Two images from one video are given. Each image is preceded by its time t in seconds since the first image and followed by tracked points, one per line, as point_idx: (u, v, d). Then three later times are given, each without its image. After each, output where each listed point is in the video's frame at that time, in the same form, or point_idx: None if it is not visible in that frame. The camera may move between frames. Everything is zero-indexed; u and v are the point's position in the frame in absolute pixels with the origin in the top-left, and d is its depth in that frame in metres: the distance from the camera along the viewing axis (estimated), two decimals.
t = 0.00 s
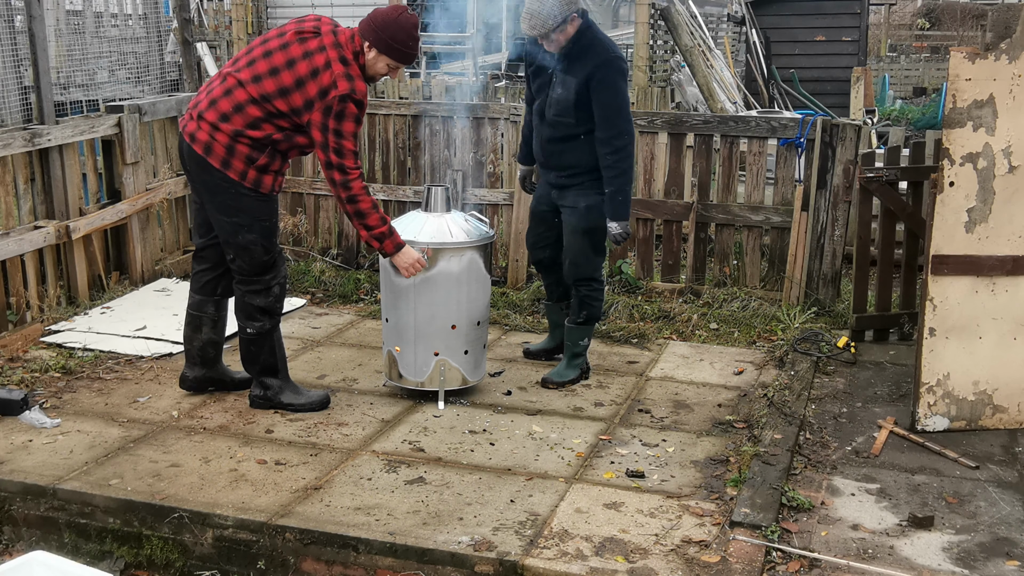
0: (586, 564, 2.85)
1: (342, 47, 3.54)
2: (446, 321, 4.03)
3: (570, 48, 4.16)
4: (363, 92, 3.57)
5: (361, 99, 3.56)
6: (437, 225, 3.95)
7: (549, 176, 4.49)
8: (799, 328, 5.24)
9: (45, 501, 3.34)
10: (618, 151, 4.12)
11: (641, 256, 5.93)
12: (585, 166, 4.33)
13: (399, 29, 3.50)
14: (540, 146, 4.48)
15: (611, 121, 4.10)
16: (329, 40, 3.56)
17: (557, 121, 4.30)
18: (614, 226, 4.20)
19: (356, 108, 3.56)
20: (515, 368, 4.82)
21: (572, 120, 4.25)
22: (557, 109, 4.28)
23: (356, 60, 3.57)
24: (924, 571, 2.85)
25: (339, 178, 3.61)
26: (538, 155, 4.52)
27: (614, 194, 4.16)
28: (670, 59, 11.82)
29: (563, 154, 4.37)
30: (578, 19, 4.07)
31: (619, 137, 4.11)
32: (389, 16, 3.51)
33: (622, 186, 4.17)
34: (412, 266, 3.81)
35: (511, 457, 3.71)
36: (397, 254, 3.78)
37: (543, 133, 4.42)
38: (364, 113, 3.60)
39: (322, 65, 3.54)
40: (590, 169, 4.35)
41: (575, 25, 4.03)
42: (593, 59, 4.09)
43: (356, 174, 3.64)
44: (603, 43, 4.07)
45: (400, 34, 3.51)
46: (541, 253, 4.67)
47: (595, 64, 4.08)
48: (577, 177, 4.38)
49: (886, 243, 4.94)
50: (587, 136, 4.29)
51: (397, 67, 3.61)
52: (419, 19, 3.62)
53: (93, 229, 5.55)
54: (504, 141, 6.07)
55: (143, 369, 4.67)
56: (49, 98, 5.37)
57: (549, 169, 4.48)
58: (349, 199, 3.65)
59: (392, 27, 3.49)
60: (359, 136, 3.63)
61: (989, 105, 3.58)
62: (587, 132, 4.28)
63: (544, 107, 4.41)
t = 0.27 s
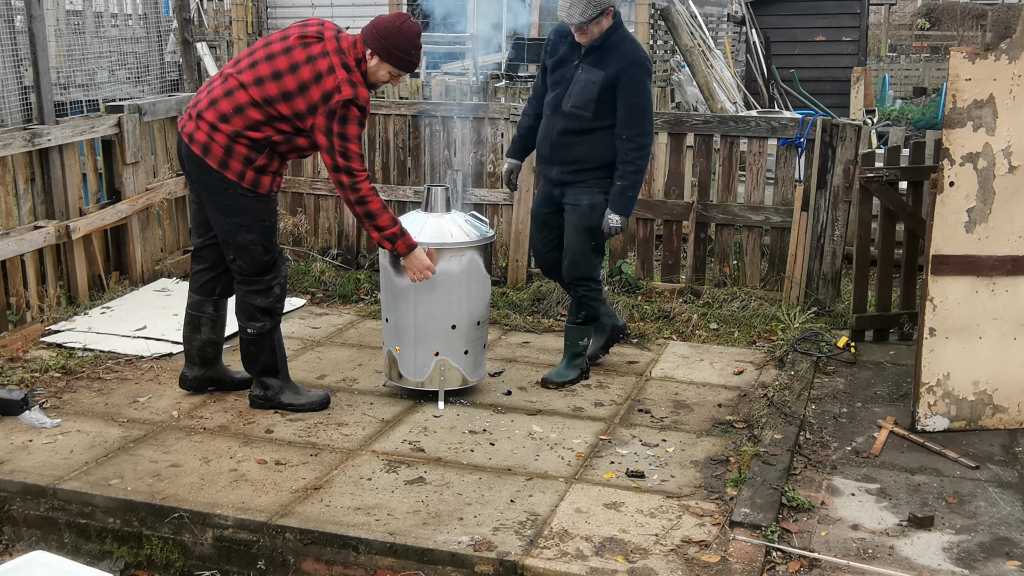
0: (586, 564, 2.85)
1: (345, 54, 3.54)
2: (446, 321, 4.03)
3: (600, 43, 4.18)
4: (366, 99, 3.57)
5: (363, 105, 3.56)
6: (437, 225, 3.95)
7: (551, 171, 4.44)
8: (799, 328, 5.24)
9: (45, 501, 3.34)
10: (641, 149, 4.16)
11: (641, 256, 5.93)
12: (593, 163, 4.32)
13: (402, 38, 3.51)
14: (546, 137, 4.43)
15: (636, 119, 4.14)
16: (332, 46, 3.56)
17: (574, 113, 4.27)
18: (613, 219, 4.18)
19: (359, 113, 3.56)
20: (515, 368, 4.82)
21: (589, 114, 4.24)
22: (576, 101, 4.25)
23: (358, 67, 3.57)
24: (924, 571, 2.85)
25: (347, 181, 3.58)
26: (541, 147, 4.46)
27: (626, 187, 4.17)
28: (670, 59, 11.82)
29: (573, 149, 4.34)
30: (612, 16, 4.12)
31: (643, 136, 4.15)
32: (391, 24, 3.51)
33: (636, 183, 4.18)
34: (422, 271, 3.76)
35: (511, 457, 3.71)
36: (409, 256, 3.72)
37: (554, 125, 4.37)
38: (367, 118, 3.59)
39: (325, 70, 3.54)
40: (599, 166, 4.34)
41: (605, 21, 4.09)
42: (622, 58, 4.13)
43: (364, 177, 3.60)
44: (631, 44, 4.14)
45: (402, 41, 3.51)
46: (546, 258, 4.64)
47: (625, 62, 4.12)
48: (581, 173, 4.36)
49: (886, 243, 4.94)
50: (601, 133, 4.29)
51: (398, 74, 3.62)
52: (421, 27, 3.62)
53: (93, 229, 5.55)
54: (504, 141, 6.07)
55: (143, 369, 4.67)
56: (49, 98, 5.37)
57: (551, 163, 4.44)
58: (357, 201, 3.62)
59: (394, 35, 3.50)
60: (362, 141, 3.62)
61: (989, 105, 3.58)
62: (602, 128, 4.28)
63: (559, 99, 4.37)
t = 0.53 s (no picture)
0: (586, 564, 2.85)
1: (342, 54, 3.54)
2: (445, 321, 4.03)
3: (621, 39, 4.20)
4: (364, 97, 3.57)
5: (360, 104, 3.55)
6: (437, 225, 3.95)
7: (569, 167, 4.43)
8: (799, 328, 5.24)
9: (45, 500, 3.34)
10: (663, 143, 4.18)
11: (641, 256, 5.93)
12: (613, 159, 4.32)
13: (399, 37, 3.50)
14: (564, 133, 4.41)
15: (660, 113, 4.16)
16: (329, 45, 3.55)
17: (595, 108, 4.27)
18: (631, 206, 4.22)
19: (357, 112, 3.55)
20: (515, 368, 4.82)
21: (612, 109, 4.25)
22: (598, 95, 4.25)
23: (356, 66, 3.56)
24: (924, 571, 2.85)
25: (346, 180, 3.57)
26: (558, 143, 4.45)
27: (645, 178, 4.20)
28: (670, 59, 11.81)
29: (592, 144, 4.34)
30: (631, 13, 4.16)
31: (664, 128, 4.18)
32: (388, 23, 3.50)
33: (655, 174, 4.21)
34: (426, 267, 3.74)
35: (511, 457, 3.71)
36: (412, 252, 3.71)
37: (573, 120, 4.37)
38: (365, 117, 3.58)
39: (322, 70, 3.53)
40: (618, 161, 4.33)
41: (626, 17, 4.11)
42: (644, 54, 4.16)
43: (362, 176, 3.60)
44: (651, 41, 4.18)
45: (398, 41, 3.50)
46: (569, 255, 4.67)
47: (648, 57, 4.15)
48: (600, 169, 4.36)
49: (886, 243, 4.94)
50: (622, 128, 4.29)
51: (396, 74, 3.60)
52: (418, 25, 3.61)
53: (93, 229, 5.55)
54: (504, 141, 6.07)
55: (144, 369, 4.67)
56: (49, 98, 5.37)
57: (569, 159, 4.43)
58: (355, 201, 3.61)
59: (391, 35, 3.49)
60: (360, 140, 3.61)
61: (989, 105, 3.58)
62: (623, 124, 4.29)
63: (579, 95, 4.37)
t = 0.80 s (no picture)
0: (586, 564, 2.85)
1: (326, 44, 3.54)
2: (445, 321, 4.03)
3: (635, 33, 4.30)
4: (349, 89, 3.56)
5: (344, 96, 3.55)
6: (437, 225, 3.96)
7: (604, 167, 4.48)
8: (799, 328, 5.24)
9: (45, 501, 3.34)
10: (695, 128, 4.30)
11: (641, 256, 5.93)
12: (648, 152, 4.39)
13: (386, 22, 3.51)
14: (594, 135, 4.47)
15: (685, 99, 4.26)
16: (313, 37, 3.56)
17: (623, 104, 4.35)
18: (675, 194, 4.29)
19: (340, 105, 3.54)
20: (515, 368, 4.82)
21: (639, 102, 4.32)
22: (624, 91, 4.33)
23: (341, 56, 3.57)
24: (924, 571, 2.85)
25: (314, 177, 3.59)
26: (589, 145, 4.50)
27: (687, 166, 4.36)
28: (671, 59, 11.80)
29: (624, 141, 4.40)
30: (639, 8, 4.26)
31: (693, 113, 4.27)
32: (375, 9, 3.51)
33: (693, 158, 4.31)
34: (386, 259, 3.77)
35: (512, 457, 3.71)
36: (374, 246, 3.76)
37: (602, 119, 4.43)
38: (348, 110, 3.57)
39: (306, 62, 3.54)
40: (652, 154, 4.40)
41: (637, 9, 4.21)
42: (661, 44, 4.25)
43: (333, 172, 3.61)
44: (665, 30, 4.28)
45: (386, 27, 3.51)
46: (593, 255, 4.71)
47: (666, 46, 4.24)
48: (636, 164, 4.41)
49: (886, 243, 4.94)
50: (651, 121, 4.37)
51: (383, 61, 3.60)
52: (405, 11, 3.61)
53: (93, 229, 5.55)
54: (504, 141, 6.07)
55: (143, 369, 4.67)
56: (49, 98, 5.37)
57: (603, 159, 4.47)
58: (325, 196, 3.63)
59: (378, 21, 3.49)
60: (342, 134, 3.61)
61: (989, 105, 3.58)
62: (651, 116, 4.36)
63: (603, 94, 4.44)
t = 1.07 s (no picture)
0: (586, 564, 2.85)
1: (309, 42, 3.55)
2: (445, 321, 4.03)
3: (656, 30, 4.25)
4: (334, 86, 3.56)
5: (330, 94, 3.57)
6: (437, 225, 3.96)
7: (623, 164, 4.45)
8: (799, 328, 5.24)
9: (45, 501, 3.34)
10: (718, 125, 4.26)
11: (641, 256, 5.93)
12: (668, 150, 4.36)
13: (365, 18, 3.50)
14: (613, 132, 4.45)
15: (706, 96, 4.22)
16: (295, 36, 3.57)
17: (643, 101, 4.32)
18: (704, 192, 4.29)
19: (327, 103, 3.56)
20: (515, 367, 4.82)
21: (660, 100, 4.29)
22: (645, 88, 4.30)
23: (324, 53, 3.58)
24: (924, 571, 2.85)
25: (307, 175, 3.61)
26: (608, 143, 4.48)
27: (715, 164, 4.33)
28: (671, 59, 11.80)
29: (643, 138, 4.37)
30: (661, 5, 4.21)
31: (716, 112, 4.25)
32: (353, 6, 3.50)
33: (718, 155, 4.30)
34: (375, 264, 3.77)
35: (512, 457, 3.71)
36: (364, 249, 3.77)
37: (622, 116, 4.40)
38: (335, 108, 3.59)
39: (289, 62, 3.54)
40: (675, 152, 4.37)
41: (657, 8, 4.17)
42: (682, 41, 4.21)
43: (322, 171, 3.63)
44: (687, 27, 4.24)
45: (366, 22, 3.50)
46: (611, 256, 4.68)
47: (687, 43, 4.20)
48: (656, 162, 4.38)
49: (886, 243, 4.94)
50: (673, 118, 4.34)
51: (365, 56, 3.61)
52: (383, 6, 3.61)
53: (93, 229, 5.55)
54: (504, 141, 6.07)
55: (144, 369, 4.67)
56: (49, 98, 5.36)
57: (623, 156, 4.44)
58: (316, 194, 3.65)
59: (357, 17, 3.49)
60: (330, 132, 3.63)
61: (989, 105, 3.58)
62: (672, 113, 4.33)
63: (623, 90, 4.41)
